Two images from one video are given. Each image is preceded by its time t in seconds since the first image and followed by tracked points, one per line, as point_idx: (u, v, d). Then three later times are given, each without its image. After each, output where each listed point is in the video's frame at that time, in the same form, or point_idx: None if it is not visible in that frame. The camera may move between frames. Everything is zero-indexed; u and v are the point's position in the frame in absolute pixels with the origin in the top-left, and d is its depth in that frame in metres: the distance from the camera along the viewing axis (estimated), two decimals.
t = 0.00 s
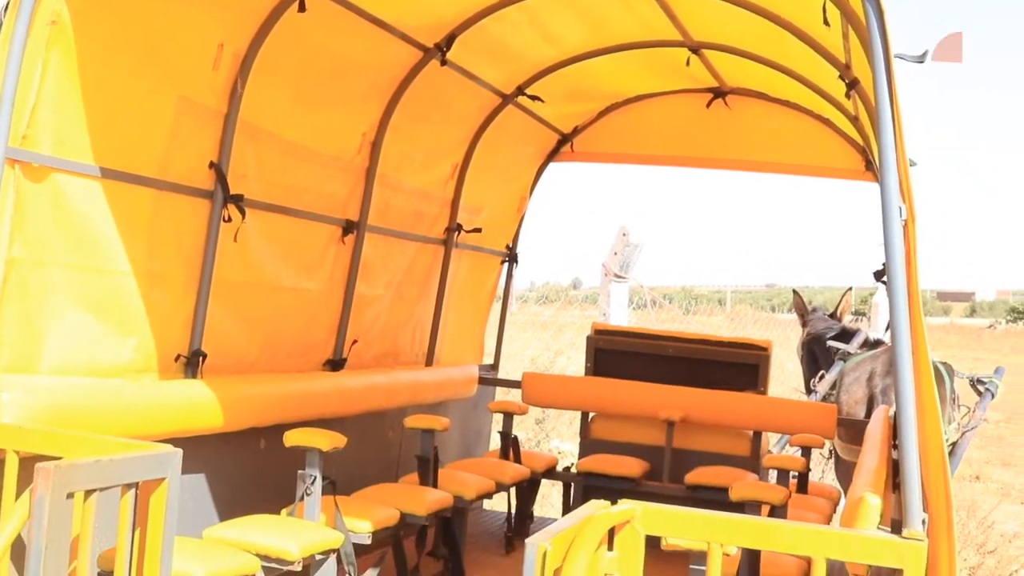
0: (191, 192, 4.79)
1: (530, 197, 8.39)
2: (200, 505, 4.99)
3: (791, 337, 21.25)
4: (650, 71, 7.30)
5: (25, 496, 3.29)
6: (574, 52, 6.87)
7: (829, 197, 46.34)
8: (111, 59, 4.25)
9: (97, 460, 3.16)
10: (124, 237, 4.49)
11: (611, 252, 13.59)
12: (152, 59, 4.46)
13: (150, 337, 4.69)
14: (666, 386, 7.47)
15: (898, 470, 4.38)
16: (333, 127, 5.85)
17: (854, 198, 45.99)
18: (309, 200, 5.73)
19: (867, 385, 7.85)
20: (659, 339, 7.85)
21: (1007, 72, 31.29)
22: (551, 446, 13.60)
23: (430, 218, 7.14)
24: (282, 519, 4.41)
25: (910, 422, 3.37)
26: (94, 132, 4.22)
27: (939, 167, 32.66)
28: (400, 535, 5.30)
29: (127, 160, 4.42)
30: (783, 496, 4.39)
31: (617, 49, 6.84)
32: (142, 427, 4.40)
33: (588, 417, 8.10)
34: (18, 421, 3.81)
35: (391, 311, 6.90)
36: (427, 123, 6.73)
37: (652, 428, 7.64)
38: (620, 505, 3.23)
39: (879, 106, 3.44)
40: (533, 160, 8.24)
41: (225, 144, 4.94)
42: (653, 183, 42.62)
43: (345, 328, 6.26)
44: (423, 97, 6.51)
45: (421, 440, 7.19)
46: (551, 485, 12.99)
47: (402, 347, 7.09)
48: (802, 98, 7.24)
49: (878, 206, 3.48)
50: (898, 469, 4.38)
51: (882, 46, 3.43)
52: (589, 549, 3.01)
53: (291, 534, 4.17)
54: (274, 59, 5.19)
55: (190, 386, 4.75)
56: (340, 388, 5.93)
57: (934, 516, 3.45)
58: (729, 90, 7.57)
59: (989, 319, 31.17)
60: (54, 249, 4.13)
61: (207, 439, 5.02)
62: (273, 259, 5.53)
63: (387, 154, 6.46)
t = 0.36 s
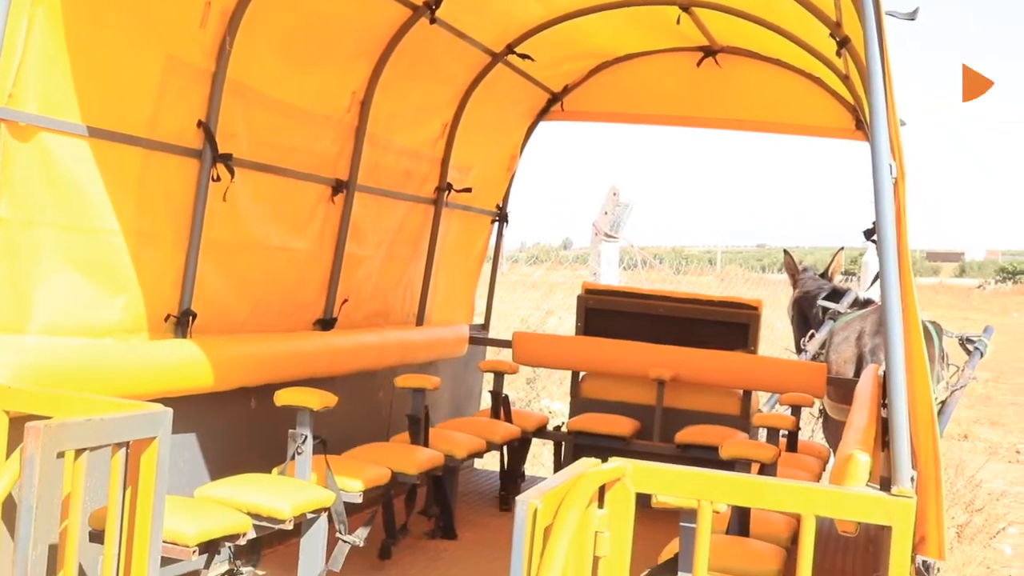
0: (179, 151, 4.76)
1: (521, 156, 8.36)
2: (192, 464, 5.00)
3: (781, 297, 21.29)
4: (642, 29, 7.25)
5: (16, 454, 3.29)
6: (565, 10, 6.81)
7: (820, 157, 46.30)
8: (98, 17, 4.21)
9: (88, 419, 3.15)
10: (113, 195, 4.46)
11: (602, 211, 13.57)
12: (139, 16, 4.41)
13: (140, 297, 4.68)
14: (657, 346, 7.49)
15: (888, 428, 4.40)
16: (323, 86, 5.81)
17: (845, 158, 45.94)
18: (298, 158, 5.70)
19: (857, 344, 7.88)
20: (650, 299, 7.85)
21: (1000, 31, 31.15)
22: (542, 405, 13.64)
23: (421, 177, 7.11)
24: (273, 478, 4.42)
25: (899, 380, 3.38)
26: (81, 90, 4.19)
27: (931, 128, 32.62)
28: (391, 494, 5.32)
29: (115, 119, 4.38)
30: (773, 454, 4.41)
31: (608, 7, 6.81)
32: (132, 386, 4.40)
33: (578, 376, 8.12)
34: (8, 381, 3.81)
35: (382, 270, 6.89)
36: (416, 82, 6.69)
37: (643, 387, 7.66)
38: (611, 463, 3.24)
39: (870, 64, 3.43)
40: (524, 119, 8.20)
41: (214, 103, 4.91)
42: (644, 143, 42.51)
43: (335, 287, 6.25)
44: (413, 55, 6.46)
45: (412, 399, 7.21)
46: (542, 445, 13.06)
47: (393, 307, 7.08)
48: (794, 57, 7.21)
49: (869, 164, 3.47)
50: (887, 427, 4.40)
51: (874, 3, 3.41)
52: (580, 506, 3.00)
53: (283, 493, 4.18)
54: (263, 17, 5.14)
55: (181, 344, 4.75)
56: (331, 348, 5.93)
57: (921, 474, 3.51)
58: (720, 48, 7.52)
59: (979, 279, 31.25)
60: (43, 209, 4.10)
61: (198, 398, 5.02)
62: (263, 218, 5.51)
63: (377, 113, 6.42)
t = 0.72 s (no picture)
0: (189, 110, 4.73)
1: (532, 115, 8.32)
2: (205, 423, 5.03)
3: (793, 257, 21.22)
4: None
5: (29, 414, 3.30)
6: None
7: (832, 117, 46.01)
8: None
9: (100, 378, 3.18)
10: (124, 155, 4.45)
11: (613, 171, 13.50)
12: None
13: (151, 257, 4.68)
14: (668, 305, 7.47)
15: (899, 387, 4.40)
16: (333, 44, 5.77)
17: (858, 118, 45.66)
18: (308, 118, 5.68)
19: (869, 304, 7.85)
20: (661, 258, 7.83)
21: None
22: (553, 365, 13.65)
23: (431, 136, 7.08)
24: (285, 437, 4.44)
25: (912, 340, 3.37)
26: (91, 50, 4.16)
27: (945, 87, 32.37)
28: (404, 453, 5.34)
29: (125, 79, 4.37)
30: (785, 412, 4.41)
31: None
32: (145, 346, 4.41)
33: (590, 335, 8.12)
34: (20, 340, 3.82)
35: (392, 230, 6.87)
36: (427, 40, 6.64)
37: (654, 346, 7.66)
38: (622, 421, 3.23)
39: (884, 20, 3.39)
40: (535, 78, 8.14)
41: (224, 62, 4.88)
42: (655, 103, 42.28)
43: (346, 247, 6.25)
44: (423, 13, 6.41)
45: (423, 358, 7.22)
46: (554, 404, 13.09)
47: (404, 266, 7.08)
48: (808, 15, 7.13)
49: (883, 122, 3.44)
50: (899, 386, 4.39)
51: None
52: (592, 464, 3.02)
53: (296, 452, 4.20)
54: None
55: (193, 304, 4.76)
56: (343, 307, 5.94)
57: (934, 434, 3.54)
58: (732, 6, 7.38)
59: (992, 239, 31.12)
60: (54, 169, 4.10)
61: (210, 357, 5.04)
62: (273, 178, 5.50)
63: (387, 72, 6.38)
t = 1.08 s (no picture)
0: (197, 80, 4.71)
1: (540, 85, 8.28)
2: (214, 393, 5.04)
3: (802, 228, 21.16)
4: None
5: (39, 383, 3.31)
6: None
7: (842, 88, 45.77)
8: None
9: (110, 347, 3.19)
10: (132, 125, 4.44)
11: (621, 141, 13.44)
12: None
13: (160, 227, 4.68)
14: (676, 275, 7.46)
15: (909, 357, 4.39)
16: (341, 13, 5.73)
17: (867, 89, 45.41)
18: (316, 87, 5.66)
19: (878, 274, 7.82)
20: (669, 228, 7.81)
21: None
22: (562, 335, 13.66)
23: (439, 105, 7.06)
24: (294, 407, 4.45)
25: (922, 311, 3.35)
26: (98, 18, 4.14)
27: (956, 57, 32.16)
28: (413, 423, 5.35)
29: (132, 48, 4.35)
30: (794, 382, 4.41)
31: None
32: (154, 316, 4.43)
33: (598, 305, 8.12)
34: (30, 311, 3.84)
35: (401, 200, 6.87)
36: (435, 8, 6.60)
37: (662, 317, 7.65)
38: (631, 391, 3.26)
39: None
40: (543, 47, 8.10)
41: (232, 31, 4.84)
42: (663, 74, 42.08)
43: (355, 217, 6.24)
44: None
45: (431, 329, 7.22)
46: (562, 375, 13.11)
47: (412, 236, 7.08)
48: None
49: (893, 90, 3.41)
50: (909, 356, 4.38)
51: None
52: (601, 433, 3.02)
53: (306, 422, 4.21)
54: None
55: (202, 274, 4.76)
56: (351, 278, 5.94)
57: (943, 402, 3.56)
58: None
59: (1001, 209, 31.01)
60: (62, 138, 4.09)
61: (219, 328, 5.05)
62: (281, 148, 5.49)
63: (395, 41, 6.35)
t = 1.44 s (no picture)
0: (204, 54, 4.70)
1: (547, 59, 8.24)
2: (222, 367, 5.05)
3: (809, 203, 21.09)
4: None
5: (47, 357, 3.32)
6: None
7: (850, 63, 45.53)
8: None
9: (118, 321, 3.19)
10: (139, 99, 4.43)
11: (628, 115, 13.38)
12: None
13: (167, 202, 4.68)
14: (683, 250, 7.45)
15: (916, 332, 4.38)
16: None
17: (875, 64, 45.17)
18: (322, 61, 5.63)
19: (886, 249, 7.80)
20: (676, 203, 7.79)
21: None
22: (568, 310, 13.65)
23: (446, 80, 7.03)
24: (302, 381, 4.46)
25: (930, 285, 3.30)
26: None
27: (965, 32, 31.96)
28: (420, 397, 5.36)
29: (138, 21, 4.33)
30: (801, 356, 4.41)
31: None
32: (161, 290, 4.43)
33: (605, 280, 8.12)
34: (38, 286, 3.87)
35: (408, 174, 6.86)
36: None
37: (669, 291, 7.65)
38: (638, 365, 3.25)
39: None
40: (550, 21, 8.06)
41: (238, 5, 4.80)
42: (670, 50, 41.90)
43: (361, 192, 6.23)
44: None
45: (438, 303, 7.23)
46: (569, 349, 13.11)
47: (419, 211, 7.07)
48: None
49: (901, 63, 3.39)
50: (917, 330, 4.37)
51: None
52: (608, 407, 3.02)
53: (313, 395, 4.23)
54: None
55: (209, 248, 4.76)
56: (358, 253, 5.94)
57: (950, 373, 3.56)
58: None
59: (1009, 185, 30.89)
60: (68, 113, 4.08)
61: (227, 302, 5.06)
62: (288, 122, 5.48)
63: (402, 15, 6.31)
